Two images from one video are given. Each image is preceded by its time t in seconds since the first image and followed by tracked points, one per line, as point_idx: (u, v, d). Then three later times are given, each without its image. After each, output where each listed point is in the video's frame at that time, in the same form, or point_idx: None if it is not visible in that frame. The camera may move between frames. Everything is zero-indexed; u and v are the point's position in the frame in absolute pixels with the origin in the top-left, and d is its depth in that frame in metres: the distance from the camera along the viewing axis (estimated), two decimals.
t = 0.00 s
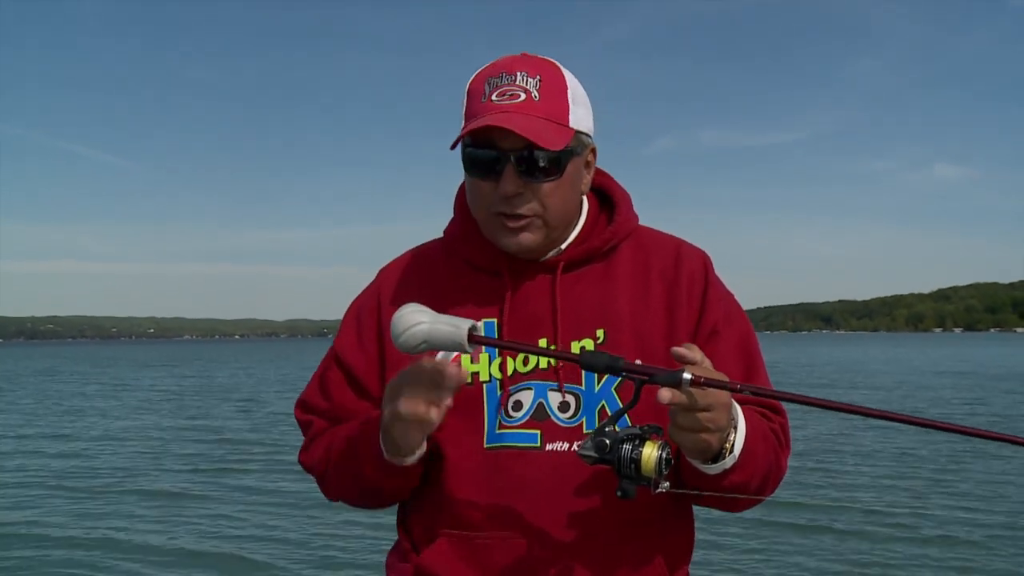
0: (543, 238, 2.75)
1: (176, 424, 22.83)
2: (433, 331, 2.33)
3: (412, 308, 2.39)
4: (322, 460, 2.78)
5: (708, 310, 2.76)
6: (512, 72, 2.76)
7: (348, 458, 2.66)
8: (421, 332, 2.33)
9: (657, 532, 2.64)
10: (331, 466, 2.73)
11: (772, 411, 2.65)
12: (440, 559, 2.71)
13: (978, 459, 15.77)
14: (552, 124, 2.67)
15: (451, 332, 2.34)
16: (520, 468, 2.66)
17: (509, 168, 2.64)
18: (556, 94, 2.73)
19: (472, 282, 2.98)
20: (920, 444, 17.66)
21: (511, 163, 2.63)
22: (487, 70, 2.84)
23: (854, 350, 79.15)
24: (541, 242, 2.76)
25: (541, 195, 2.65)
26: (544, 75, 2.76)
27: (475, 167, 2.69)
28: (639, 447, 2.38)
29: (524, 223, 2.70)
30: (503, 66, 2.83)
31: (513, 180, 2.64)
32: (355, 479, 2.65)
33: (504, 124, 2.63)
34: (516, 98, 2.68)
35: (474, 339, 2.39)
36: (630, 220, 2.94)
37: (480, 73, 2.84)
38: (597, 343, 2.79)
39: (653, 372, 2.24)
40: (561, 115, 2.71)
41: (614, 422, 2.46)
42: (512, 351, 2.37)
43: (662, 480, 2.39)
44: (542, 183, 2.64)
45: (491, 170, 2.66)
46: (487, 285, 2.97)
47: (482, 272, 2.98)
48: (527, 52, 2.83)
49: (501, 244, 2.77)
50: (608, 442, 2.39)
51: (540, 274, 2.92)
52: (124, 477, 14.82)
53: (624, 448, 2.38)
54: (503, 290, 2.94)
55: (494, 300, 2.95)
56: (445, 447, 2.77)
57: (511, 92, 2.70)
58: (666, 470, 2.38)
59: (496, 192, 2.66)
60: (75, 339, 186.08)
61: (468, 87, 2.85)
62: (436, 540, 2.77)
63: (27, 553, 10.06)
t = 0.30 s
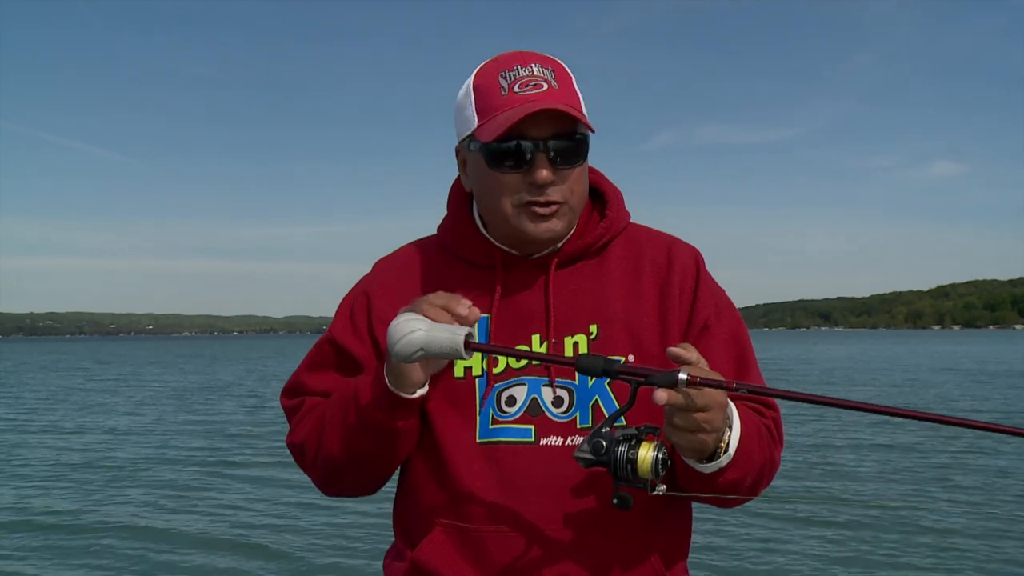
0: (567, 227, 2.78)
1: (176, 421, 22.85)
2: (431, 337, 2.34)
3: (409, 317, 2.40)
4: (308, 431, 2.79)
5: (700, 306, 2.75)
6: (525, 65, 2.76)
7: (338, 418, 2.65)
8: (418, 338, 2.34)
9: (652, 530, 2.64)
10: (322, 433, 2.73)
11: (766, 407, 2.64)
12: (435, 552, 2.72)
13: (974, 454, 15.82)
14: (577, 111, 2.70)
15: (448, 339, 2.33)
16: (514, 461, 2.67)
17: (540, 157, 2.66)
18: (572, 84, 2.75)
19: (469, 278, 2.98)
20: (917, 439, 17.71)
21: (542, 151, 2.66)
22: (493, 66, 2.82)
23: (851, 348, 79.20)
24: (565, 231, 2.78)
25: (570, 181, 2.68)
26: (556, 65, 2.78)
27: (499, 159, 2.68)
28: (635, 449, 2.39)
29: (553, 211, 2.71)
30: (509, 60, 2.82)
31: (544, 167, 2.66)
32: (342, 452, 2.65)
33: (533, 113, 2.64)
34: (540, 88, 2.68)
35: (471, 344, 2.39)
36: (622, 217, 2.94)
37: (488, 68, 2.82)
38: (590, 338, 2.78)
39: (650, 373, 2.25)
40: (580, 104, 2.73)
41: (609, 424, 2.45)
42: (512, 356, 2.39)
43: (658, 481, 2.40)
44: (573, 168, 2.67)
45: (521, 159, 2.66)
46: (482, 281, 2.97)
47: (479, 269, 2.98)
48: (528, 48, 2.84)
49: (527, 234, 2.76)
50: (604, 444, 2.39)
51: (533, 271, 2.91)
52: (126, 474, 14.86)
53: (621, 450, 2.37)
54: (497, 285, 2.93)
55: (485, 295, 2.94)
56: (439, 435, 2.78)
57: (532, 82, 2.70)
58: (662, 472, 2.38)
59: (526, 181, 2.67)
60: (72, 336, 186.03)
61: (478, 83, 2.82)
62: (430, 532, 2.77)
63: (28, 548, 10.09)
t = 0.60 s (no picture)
0: (540, 236, 2.76)
1: (180, 418, 22.88)
2: (429, 339, 2.35)
3: (405, 315, 2.40)
4: (305, 412, 2.78)
5: (702, 307, 2.76)
6: (507, 70, 2.75)
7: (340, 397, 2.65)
8: (416, 340, 2.36)
9: (653, 529, 2.65)
10: (320, 415, 2.71)
11: (767, 408, 2.65)
12: (434, 548, 2.72)
13: (975, 450, 15.82)
14: (550, 122, 2.68)
15: (446, 341, 2.34)
16: (515, 459, 2.68)
17: (507, 166, 2.64)
18: (553, 93, 2.73)
19: (472, 275, 2.99)
20: (918, 435, 17.71)
21: (509, 160, 2.64)
22: (481, 69, 2.83)
23: (852, 345, 79.16)
24: (538, 240, 2.76)
25: (539, 192, 2.66)
26: (541, 72, 2.76)
27: (473, 166, 2.70)
28: (632, 453, 2.39)
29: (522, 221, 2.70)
30: (499, 64, 2.82)
31: (512, 177, 2.65)
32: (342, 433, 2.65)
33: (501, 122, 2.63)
34: (513, 96, 2.67)
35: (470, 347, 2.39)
36: (624, 217, 2.95)
37: (474, 71, 2.83)
38: (590, 338, 2.79)
39: (647, 379, 2.26)
40: (558, 114, 2.71)
41: (606, 428, 2.46)
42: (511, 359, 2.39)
43: (655, 485, 2.41)
44: (540, 179, 2.65)
45: (490, 167, 2.67)
46: (484, 280, 2.98)
47: (483, 267, 2.99)
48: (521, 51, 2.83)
49: (496, 241, 2.77)
50: (601, 448, 2.40)
51: (532, 271, 2.92)
52: (128, 469, 14.89)
53: (618, 455, 2.38)
54: (500, 283, 2.95)
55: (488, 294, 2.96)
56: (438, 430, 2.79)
57: (507, 89, 2.70)
58: (658, 477, 2.39)
59: (494, 190, 2.67)
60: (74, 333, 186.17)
61: (464, 86, 2.83)
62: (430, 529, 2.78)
63: (29, 542, 10.11)
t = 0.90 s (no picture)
0: (535, 222, 2.71)
1: (182, 414, 22.85)
2: (433, 327, 2.31)
3: (409, 303, 2.35)
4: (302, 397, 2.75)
5: (708, 304, 2.73)
6: (504, 58, 2.75)
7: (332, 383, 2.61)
8: (421, 328, 2.31)
9: (654, 525, 2.63)
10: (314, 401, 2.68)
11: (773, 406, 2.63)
12: (434, 542, 2.70)
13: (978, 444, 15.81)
14: (540, 108, 2.64)
15: (451, 331, 2.33)
16: (517, 452, 2.65)
17: (497, 152, 2.62)
18: (549, 78, 2.69)
19: (476, 267, 2.98)
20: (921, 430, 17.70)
21: (498, 146, 2.61)
22: (480, 57, 2.83)
23: (853, 339, 79.16)
24: (534, 226, 2.72)
25: (530, 178, 2.62)
26: (537, 59, 2.73)
27: (466, 152, 2.69)
28: (635, 452, 2.37)
29: (515, 206, 2.67)
30: (498, 52, 2.81)
31: (502, 163, 2.62)
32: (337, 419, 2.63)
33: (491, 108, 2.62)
34: (504, 83, 2.67)
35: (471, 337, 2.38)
36: (629, 211, 2.92)
37: (475, 60, 2.84)
38: (594, 331, 2.76)
39: (652, 378, 2.23)
40: (551, 101, 2.67)
41: (610, 425, 2.43)
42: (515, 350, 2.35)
43: (656, 484, 2.38)
44: (529, 165, 2.60)
45: (481, 153, 2.65)
46: (488, 271, 2.96)
47: (487, 258, 2.97)
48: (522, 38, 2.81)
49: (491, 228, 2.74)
50: (604, 445, 2.37)
51: (536, 261, 2.90)
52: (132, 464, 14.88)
53: (620, 453, 2.35)
54: (503, 276, 2.93)
55: (491, 287, 2.94)
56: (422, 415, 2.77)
57: (500, 77, 2.69)
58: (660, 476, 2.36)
59: (486, 176, 2.64)
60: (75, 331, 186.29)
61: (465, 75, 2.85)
62: (430, 523, 2.75)
63: (35, 534, 10.07)
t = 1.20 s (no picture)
0: (541, 216, 2.71)
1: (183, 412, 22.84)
2: (441, 313, 2.33)
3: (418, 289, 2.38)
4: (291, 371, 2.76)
5: (712, 302, 2.73)
6: (513, 54, 2.76)
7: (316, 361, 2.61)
8: (430, 313, 2.33)
9: (655, 522, 2.63)
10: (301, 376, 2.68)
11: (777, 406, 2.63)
12: (432, 536, 2.70)
13: (979, 442, 15.80)
14: (546, 105, 2.64)
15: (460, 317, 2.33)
16: (516, 445, 2.65)
17: (502, 148, 2.62)
18: (556, 75, 2.69)
19: (478, 259, 2.99)
20: (923, 427, 17.68)
21: (504, 143, 2.61)
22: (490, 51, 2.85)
23: (855, 337, 79.12)
24: (540, 220, 2.72)
25: (535, 174, 2.62)
26: (545, 55, 2.73)
27: (472, 148, 2.69)
28: (640, 448, 2.37)
29: (522, 201, 2.67)
30: (508, 46, 2.82)
31: (507, 160, 2.62)
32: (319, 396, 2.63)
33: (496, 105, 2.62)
34: (511, 80, 2.68)
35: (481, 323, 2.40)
36: (635, 208, 2.93)
37: (484, 55, 2.86)
38: (596, 326, 2.76)
39: (660, 374, 2.23)
40: (557, 97, 2.67)
41: (615, 420, 2.43)
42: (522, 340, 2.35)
43: (659, 480, 2.38)
44: (534, 162, 2.60)
45: (486, 149, 2.65)
46: (490, 264, 2.97)
47: (489, 250, 2.98)
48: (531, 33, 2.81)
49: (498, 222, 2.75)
50: (609, 439, 2.37)
51: (540, 256, 2.90)
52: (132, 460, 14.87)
53: (625, 448, 2.36)
54: (505, 268, 2.93)
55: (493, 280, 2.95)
56: (414, 406, 2.79)
57: (507, 73, 2.71)
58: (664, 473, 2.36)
59: (491, 172, 2.65)
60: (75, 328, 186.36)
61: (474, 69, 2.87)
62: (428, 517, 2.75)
63: (46, 526, 10.09)
